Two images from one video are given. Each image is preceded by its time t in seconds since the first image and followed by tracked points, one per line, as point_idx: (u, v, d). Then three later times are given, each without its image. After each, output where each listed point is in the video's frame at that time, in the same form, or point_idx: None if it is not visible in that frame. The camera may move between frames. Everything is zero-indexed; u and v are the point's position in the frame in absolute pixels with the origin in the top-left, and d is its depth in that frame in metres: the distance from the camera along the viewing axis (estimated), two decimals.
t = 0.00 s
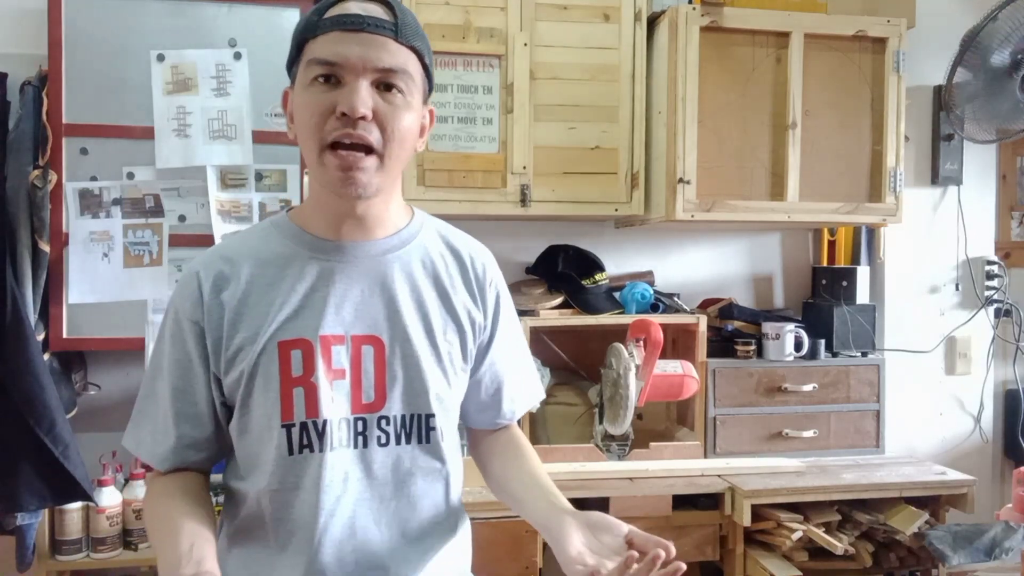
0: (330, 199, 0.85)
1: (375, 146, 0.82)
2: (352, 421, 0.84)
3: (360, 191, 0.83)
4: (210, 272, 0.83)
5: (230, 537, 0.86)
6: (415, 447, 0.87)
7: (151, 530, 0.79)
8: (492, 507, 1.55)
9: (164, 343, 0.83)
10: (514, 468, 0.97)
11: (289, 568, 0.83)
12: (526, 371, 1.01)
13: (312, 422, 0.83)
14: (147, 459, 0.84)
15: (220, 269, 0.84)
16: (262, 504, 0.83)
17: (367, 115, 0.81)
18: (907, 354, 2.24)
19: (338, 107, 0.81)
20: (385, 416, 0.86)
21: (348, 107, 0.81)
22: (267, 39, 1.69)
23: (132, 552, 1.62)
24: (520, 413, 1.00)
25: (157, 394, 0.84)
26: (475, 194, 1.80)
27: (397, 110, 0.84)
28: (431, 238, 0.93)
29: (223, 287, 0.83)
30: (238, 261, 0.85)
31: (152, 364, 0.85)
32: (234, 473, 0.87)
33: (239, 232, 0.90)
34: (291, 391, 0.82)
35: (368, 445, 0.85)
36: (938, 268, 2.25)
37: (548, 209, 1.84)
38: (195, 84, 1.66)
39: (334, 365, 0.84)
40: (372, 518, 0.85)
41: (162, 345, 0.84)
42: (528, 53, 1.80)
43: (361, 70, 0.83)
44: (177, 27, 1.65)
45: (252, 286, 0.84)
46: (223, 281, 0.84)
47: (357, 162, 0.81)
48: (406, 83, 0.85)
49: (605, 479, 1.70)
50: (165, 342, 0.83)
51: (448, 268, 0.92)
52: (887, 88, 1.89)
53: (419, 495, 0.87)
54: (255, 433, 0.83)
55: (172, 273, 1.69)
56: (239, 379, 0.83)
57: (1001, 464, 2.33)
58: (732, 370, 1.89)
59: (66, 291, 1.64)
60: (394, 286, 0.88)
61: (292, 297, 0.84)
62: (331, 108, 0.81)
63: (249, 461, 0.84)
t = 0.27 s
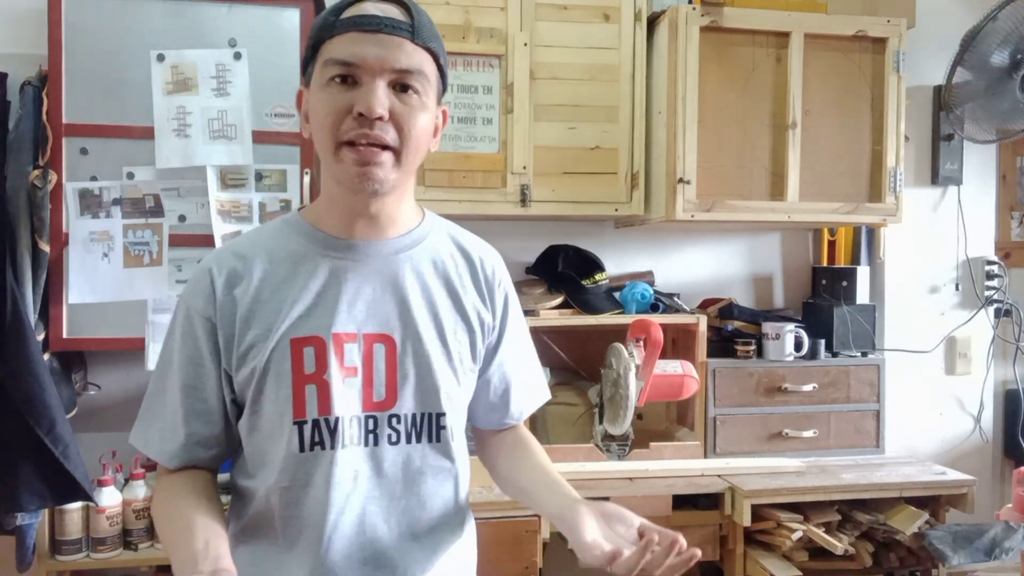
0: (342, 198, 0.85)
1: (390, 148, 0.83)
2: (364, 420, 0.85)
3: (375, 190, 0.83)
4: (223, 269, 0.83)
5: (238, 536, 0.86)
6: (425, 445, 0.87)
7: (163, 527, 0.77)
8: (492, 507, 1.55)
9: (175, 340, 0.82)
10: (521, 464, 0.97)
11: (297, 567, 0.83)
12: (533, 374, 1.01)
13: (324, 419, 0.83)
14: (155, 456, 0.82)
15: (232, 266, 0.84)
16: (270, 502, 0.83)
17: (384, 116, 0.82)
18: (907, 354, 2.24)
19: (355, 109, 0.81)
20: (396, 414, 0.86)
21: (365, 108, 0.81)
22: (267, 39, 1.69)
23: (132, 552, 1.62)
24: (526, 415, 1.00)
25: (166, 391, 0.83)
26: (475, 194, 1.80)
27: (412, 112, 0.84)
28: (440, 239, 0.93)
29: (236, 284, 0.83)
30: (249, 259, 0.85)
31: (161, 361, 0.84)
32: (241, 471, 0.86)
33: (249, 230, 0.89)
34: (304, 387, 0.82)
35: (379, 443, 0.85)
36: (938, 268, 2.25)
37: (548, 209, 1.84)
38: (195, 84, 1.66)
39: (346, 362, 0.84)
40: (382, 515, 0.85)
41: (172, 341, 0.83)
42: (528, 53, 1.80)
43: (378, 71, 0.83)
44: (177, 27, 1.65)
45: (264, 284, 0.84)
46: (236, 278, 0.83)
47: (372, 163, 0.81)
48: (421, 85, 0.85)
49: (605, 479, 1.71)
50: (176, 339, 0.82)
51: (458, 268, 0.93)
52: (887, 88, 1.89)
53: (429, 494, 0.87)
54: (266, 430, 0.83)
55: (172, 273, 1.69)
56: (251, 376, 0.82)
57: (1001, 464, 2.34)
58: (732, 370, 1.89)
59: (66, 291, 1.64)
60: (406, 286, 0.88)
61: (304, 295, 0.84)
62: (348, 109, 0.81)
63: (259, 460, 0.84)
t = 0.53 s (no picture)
0: (350, 197, 0.85)
1: (398, 148, 0.83)
2: (376, 414, 0.84)
3: (382, 189, 0.83)
4: (229, 271, 0.83)
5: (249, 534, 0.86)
6: (436, 438, 0.87)
7: (177, 529, 0.76)
8: (492, 507, 1.55)
9: (183, 343, 0.82)
10: (530, 459, 0.95)
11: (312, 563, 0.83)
12: (538, 370, 1.00)
13: (336, 414, 0.82)
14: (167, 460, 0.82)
15: (239, 267, 0.84)
16: (283, 499, 0.83)
17: (391, 117, 0.81)
18: (907, 355, 2.24)
19: (363, 109, 0.81)
20: (408, 407, 0.85)
21: (372, 109, 0.81)
22: (267, 39, 1.69)
23: (131, 552, 1.62)
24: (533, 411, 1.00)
25: (176, 395, 0.83)
26: (475, 194, 1.80)
27: (419, 113, 0.84)
28: (444, 236, 0.93)
29: (242, 284, 0.83)
30: (256, 261, 0.85)
31: (169, 366, 0.83)
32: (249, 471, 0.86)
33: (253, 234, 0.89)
34: (314, 382, 0.82)
35: (392, 436, 0.84)
36: (938, 268, 2.25)
37: (548, 209, 1.84)
38: (195, 84, 1.66)
39: (356, 357, 0.84)
40: (397, 507, 0.85)
41: (180, 345, 0.83)
42: (528, 53, 1.80)
43: (385, 73, 0.83)
44: (177, 26, 1.65)
45: (271, 283, 0.84)
46: (243, 279, 0.83)
47: (381, 163, 0.81)
48: (428, 86, 0.85)
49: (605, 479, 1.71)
50: (184, 342, 0.82)
51: (463, 263, 0.93)
52: (887, 88, 1.89)
53: (439, 485, 0.88)
54: (277, 427, 0.82)
55: (172, 273, 1.69)
56: (261, 374, 0.82)
57: (1001, 464, 2.34)
58: (732, 370, 1.89)
59: (66, 291, 1.64)
60: (414, 281, 0.88)
61: (313, 292, 0.84)
62: (355, 110, 0.81)
63: (270, 458, 0.83)
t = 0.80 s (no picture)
0: (362, 198, 0.85)
1: (408, 146, 0.82)
2: (391, 418, 0.83)
3: (394, 188, 0.83)
4: (242, 275, 0.83)
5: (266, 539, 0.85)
6: (451, 442, 0.86)
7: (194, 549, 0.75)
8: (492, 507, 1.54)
9: (197, 348, 0.82)
10: (546, 456, 0.95)
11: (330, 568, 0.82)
12: (552, 371, 1.00)
13: (351, 418, 0.81)
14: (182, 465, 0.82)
15: (252, 270, 0.84)
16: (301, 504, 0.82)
17: (400, 115, 0.81)
18: (906, 355, 2.24)
19: (371, 108, 0.81)
20: (423, 410, 0.85)
21: (381, 108, 0.81)
22: (267, 39, 1.69)
23: (131, 552, 1.62)
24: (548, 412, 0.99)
25: (190, 399, 0.83)
26: (475, 194, 1.80)
27: (427, 110, 0.84)
28: (455, 238, 0.92)
29: (255, 287, 0.83)
30: (269, 264, 0.85)
31: (183, 370, 0.84)
32: (261, 476, 0.85)
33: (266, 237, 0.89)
34: (328, 386, 0.81)
35: (407, 440, 0.84)
36: (938, 268, 2.25)
37: (547, 209, 1.84)
38: (195, 84, 1.66)
39: (370, 360, 0.83)
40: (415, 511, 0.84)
41: (194, 349, 0.83)
42: (528, 54, 1.80)
43: (392, 71, 0.83)
44: (176, 27, 1.65)
45: (284, 287, 0.84)
46: (255, 282, 0.83)
47: (391, 162, 0.81)
48: (434, 82, 0.85)
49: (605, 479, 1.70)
50: (197, 346, 0.82)
51: (476, 264, 0.92)
52: (887, 88, 1.89)
53: (455, 490, 0.87)
54: (292, 432, 0.82)
55: (172, 273, 1.68)
56: (274, 377, 0.82)
57: (1001, 464, 2.34)
58: (732, 370, 1.89)
59: (66, 291, 1.64)
60: (427, 282, 0.87)
61: (326, 295, 0.84)
62: (364, 110, 0.81)
63: (285, 462, 0.83)
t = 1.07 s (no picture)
0: (377, 203, 0.82)
1: (424, 147, 0.79)
2: (416, 429, 0.79)
3: (411, 192, 0.80)
4: (256, 284, 0.80)
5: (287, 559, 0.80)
6: (479, 452, 0.82)
7: None
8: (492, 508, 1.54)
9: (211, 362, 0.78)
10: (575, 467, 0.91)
11: None
12: (583, 376, 0.95)
13: (375, 430, 0.77)
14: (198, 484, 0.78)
15: (267, 279, 0.80)
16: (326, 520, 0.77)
17: (415, 115, 0.78)
18: (907, 355, 2.24)
19: (385, 108, 0.78)
20: (449, 420, 0.80)
21: (395, 108, 0.78)
22: (267, 39, 1.69)
23: (131, 552, 1.62)
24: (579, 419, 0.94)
25: (204, 415, 0.79)
26: (475, 194, 1.80)
27: (442, 108, 0.81)
28: (477, 239, 0.88)
29: (271, 297, 0.80)
30: (285, 272, 0.81)
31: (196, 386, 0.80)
32: (281, 492, 0.81)
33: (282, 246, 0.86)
34: (351, 397, 0.77)
35: (435, 451, 0.79)
36: (938, 268, 2.25)
37: (547, 209, 1.84)
38: (195, 84, 1.66)
39: (392, 369, 0.79)
40: (445, 527, 0.79)
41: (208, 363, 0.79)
42: (527, 54, 1.80)
43: (404, 69, 0.80)
44: (176, 27, 1.65)
45: (300, 296, 0.80)
46: (270, 292, 0.80)
47: (408, 164, 0.78)
48: (449, 79, 0.82)
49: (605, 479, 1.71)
50: (211, 360, 0.79)
51: (500, 266, 0.88)
52: (887, 88, 1.89)
53: (486, 503, 0.82)
54: (313, 448, 0.78)
55: (172, 273, 1.68)
56: (293, 389, 0.78)
57: (1001, 464, 2.34)
58: (732, 369, 1.89)
59: (66, 291, 1.64)
60: (452, 286, 0.83)
61: (345, 302, 0.80)
62: (377, 111, 0.78)
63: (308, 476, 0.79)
